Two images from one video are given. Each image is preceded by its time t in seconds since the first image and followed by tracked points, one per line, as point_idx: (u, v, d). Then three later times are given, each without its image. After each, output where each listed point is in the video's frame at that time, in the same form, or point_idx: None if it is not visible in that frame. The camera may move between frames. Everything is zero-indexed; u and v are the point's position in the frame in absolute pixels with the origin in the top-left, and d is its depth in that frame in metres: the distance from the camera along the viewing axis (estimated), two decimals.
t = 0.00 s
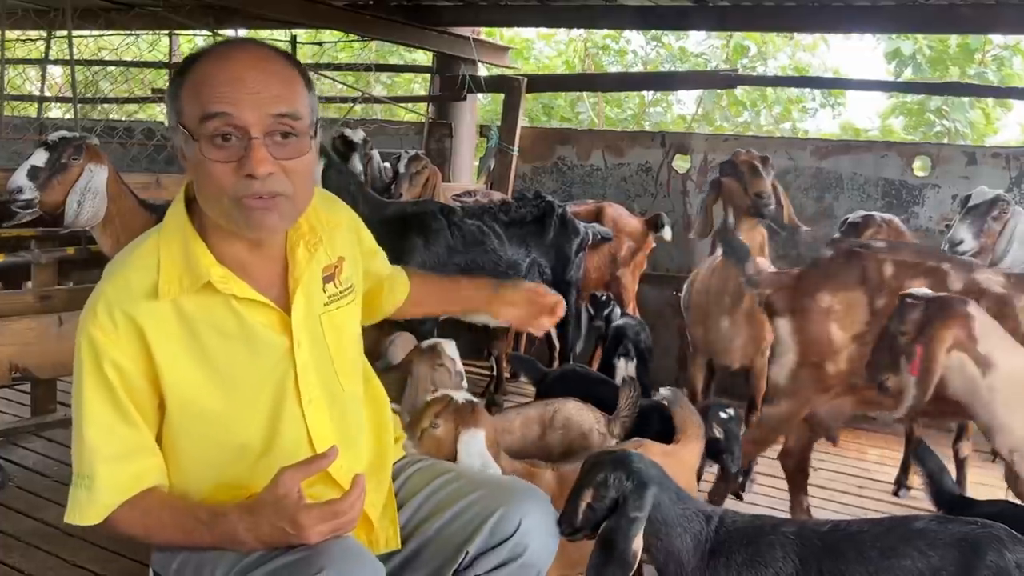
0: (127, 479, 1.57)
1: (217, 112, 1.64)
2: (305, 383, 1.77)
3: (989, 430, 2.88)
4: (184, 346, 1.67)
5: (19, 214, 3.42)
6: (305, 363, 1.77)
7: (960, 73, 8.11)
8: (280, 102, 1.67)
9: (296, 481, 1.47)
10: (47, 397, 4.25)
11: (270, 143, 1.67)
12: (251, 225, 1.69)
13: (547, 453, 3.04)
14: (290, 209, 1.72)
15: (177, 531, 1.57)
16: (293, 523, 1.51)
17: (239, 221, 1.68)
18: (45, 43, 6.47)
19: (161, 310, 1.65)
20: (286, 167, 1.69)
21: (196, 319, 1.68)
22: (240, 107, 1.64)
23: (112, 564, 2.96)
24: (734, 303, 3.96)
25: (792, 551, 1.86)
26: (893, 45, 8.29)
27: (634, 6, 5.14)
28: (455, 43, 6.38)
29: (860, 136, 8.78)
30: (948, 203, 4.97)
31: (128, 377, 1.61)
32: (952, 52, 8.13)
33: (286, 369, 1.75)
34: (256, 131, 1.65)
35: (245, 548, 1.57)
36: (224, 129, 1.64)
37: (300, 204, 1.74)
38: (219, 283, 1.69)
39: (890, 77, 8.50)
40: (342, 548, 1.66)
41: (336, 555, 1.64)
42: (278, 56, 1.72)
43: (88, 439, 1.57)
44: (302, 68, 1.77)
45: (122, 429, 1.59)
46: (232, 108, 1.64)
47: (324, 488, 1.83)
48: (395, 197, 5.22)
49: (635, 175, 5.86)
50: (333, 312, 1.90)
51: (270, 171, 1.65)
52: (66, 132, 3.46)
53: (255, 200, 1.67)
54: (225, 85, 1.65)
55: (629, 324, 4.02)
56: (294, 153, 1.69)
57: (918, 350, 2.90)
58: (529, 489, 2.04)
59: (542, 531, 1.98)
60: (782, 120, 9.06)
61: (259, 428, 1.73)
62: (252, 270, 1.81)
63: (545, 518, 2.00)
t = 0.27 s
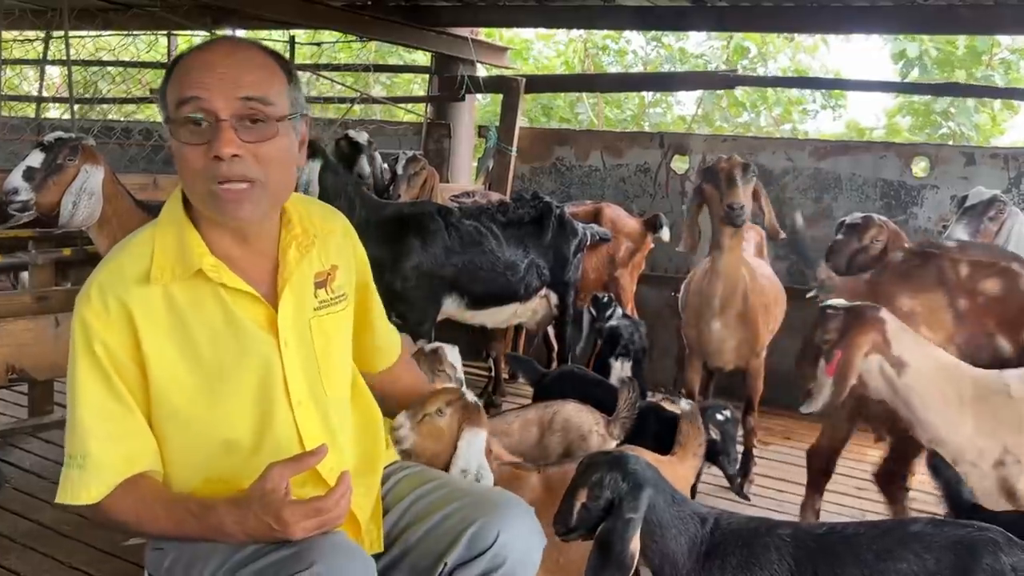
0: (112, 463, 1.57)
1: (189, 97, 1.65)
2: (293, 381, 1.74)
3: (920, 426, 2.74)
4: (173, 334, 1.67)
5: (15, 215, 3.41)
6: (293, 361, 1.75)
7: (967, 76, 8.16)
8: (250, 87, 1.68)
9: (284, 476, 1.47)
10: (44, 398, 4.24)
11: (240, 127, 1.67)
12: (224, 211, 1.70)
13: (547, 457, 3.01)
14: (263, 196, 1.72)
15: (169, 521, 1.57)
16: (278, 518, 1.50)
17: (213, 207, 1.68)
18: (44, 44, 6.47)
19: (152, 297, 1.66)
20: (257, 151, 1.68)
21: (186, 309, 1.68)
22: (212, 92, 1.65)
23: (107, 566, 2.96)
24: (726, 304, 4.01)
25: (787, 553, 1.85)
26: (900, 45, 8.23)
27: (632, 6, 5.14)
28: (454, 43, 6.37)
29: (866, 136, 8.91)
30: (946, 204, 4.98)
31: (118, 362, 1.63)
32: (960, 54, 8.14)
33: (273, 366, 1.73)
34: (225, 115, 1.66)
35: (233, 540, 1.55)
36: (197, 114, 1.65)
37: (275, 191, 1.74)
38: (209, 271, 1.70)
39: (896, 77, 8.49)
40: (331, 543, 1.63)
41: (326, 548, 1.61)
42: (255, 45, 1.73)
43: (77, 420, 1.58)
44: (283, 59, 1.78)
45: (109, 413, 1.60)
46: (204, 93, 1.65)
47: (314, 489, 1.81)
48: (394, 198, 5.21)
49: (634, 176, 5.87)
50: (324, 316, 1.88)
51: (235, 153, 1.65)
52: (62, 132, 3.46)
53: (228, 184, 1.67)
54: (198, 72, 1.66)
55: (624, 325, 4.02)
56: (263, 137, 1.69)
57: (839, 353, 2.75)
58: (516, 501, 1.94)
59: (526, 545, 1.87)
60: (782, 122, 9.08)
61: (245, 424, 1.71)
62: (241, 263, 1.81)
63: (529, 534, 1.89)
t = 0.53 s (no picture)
0: (111, 458, 1.57)
1: (189, 97, 1.64)
2: (290, 381, 1.74)
3: (881, 415, 2.87)
4: (173, 331, 1.67)
5: (14, 217, 3.41)
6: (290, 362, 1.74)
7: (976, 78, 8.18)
8: (250, 88, 1.67)
9: (274, 474, 1.46)
10: (43, 399, 4.24)
11: (239, 127, 1.67)
12: (224, 210, 1.70)
13: (545, 459, 3.01)
14: (261, 195, 1.71)
15: (162, 520, 1.55)
16: (265, 517, 1.49)
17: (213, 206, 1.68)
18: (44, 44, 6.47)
19: (153, 293, 1.66)
20: (256, 151, 1.68)
21: (186, 306, 1.68)
22: (211, 92, 1.65)
23: (106, 566, 2.96)
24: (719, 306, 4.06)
25: (785, 554, 1.85)
26: (909, 47, 8.21)
27: (632, 7, 5.13)
28: (454, 44, 6.37)
29: (869, 135, 8.93)
30: (946, 204, 4.98)
31: (118, 356, 1.62)
32: (969, 55, 8.16)
33: (271, 366, 1.72)
34: (225, 115, 1.66)
35: (224, 539, 1.54)
36: (197, 114, 1.64)
37: (274, 191, 1.74)
38: (212, 269, 1.70)
39: (903, 78, 8.46)
40: (320, 543, 1.63)
41: (315, 548, 1.61)
42: (255, 45, 1.73)
43: (76, 414, 1.58)
44: (284, 60, 1.77)
45: (109, 409, 1.60)
46: (203, 93, 1.64)
47: (307, 488, 1.80)
48: (394, 198, 5.21)
49: (633, 177, 5.88)
50: (323, 316, 1.87)
51: (235, 153, 1.65)
52: (60, 133, 3.46)
53: (226, 183, 1.67)
54: (198, 71, 1.66)
55: (621, 326, 4.00)
56: (263, 137, 1.68)
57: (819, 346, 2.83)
58: (502, 508, 1.90)
59: (512, 548, 1.84)
60: (783, 122, 9.09)
61: (243, 424, 1.70)
62: (242, 261, 1.81)
63: (516, 540, 1.85)
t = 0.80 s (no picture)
0: (113, 458, 1.58)
1: (196, 100, 1.65)
2: (290, 386, 1.73)
3: (848, 411, 2.75)
4: (175, 333, 1.67)
5: (15, 216, 3.41)
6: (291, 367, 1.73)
7: (979, 81, 8.12)
8: (257, 91, 1.67)
9: (287, 476, 1.46)
10: (45, 398, 4.24)
11: (246, 131, 1.67)
12: (229, 215, 1.70)
13: (547, 458, 3.01)
14: (267, 201, 1.71)
15: (172, 522, 1.57)
16: (279, 518, 1.49)
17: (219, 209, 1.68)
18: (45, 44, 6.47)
19: (155, 294, 1.66)
20: (262, 156, 1.68)
21: (188, 308, 1.68)
22: (217, 96, 1.65)
23: (107, 565, 2.96)
24: (718, 309, 4.06)
25: (788, 552, 1.85)
26: (912, 49, 8.22)
27: (632, 7, 5.13)
28: (454, 43, 6.37)
29: (868, 133, 8.86)
30: (947, 204, 4.98)
31: (121, 357, 1.63)
32: (972, 57, 8.15)
33: (271, 370, 1.71)
34: (231, 119, 1.66)
35: (233, 540, 1.55)
36: (203, 117, 1.65)
37: (279, 195, 1.73)
38: (215, 271, 1.69)
39: (904, 78, 8.47)
40: (331, 543, 1.62)
41: (326, 547, 1.61)
42: (263, 48, 1.73)
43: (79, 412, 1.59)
44: (294, 63, 1.77)
45: (111, 408, 1.60)
46: (210, 97, 1.65)
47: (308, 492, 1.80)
48: (395, 198, 5.21)
49: (634, 176, 5.88)
50: (325, 323, 1.85)
51: (241, 157, 1.65)
52: (61, 133, 3.46)
53: (231, 188, 1.67)
54: (206, 75, 1.66)
55: (621, 324, 4.01)
56: (270, 142, 1.69)
57: (795, 341, 2.73)
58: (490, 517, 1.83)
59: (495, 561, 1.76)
60: (783, 122, 9.10)
61: (243, 428, 1.70)
62: (246, 264, 1.80)
63: (498, 548, 1.77)
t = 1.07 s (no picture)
0: (104, 456, 1.58)
1: (198, 101, 1.64)
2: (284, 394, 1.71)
3: (786, 405, 2.69)
4: (170, 334, 1.66)
5: (16, 217, 3.40)
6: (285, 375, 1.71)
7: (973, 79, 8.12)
8: (260, 94, 1.67)
9: (278, 481, 1.45)
10: (45, 400, 4.24)
11: (247, 133, 1.66)
12: (226, 217, 1.67)
13: (546, 460, 3.00)
14: (266, 204, 1.69)
15: (162, 522, 1.57)
16: (266, 524, 1.49)
17: (216, 211, 1.66)
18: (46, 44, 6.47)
19: (151, 295, 1.66)
20: (262, 159, 1.67)
21: (183, 311, 1.67)
22: (219, 97, 1.64)
23: (106, 567, 2.95)
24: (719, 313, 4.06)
25: (789, 555, 1.84)
26: (907, 48, 8.23)
27: (633, 7, 5.13)
28: (455, 44, 6.36)
29: (867, 134, 8.92)
30: (948, 205, 4.97)
31: (115, 356, 1.63)
32: (968, 57, 8.14)
33: (265, 376, 1.70)
34: (232, 121, 1.65)
35: (225, 544, 1.56)
36: (205, 118, 1.65)
37: (280, 199, 1.71)
38: (211, 274, 1.68)
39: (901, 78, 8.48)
40: (319, 551, 1.60)
41: (313, 555, 1.59)
42: (270, 51, 1.72)
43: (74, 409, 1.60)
44: (300, 66, 1.76)
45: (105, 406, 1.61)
46: (212, 98, 1.64)
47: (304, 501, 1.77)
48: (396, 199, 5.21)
49: (635, 177, 5.88)
50: (327, 333, 1.82)
51: (241, 159, 1.64)
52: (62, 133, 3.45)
53: (229, 190, 1.65)
54: (209, 76, 1.66)
55: (623, 325, 4.01)
56: (271, 145, 1.67)
57: (723, 332, 2.71)
58: (479, 547, 1.80)
59: None
60: (782, 122, 9.08)
61: (236, 434, 1.69)
62: (245, 269, 1.78)
63: None
